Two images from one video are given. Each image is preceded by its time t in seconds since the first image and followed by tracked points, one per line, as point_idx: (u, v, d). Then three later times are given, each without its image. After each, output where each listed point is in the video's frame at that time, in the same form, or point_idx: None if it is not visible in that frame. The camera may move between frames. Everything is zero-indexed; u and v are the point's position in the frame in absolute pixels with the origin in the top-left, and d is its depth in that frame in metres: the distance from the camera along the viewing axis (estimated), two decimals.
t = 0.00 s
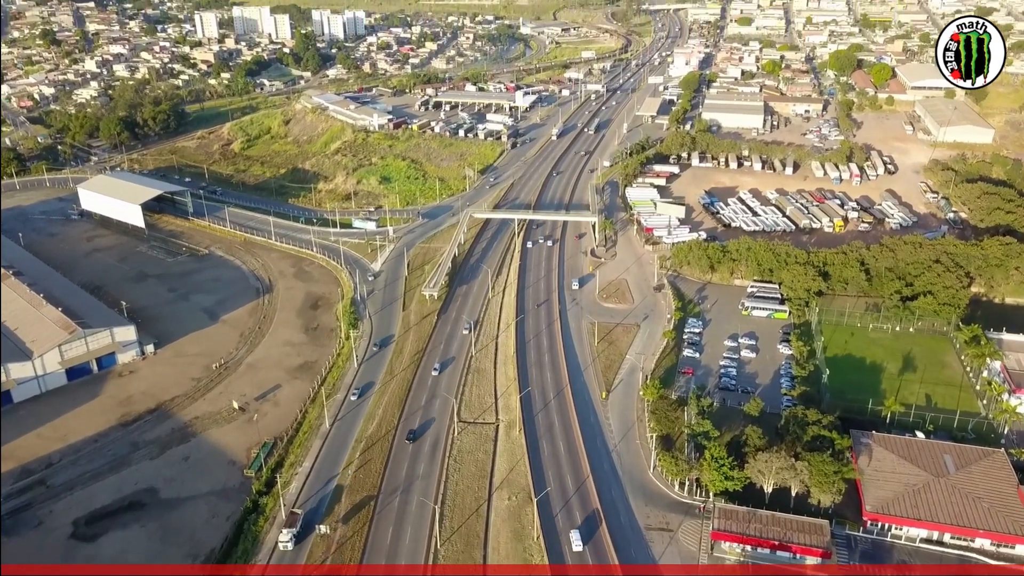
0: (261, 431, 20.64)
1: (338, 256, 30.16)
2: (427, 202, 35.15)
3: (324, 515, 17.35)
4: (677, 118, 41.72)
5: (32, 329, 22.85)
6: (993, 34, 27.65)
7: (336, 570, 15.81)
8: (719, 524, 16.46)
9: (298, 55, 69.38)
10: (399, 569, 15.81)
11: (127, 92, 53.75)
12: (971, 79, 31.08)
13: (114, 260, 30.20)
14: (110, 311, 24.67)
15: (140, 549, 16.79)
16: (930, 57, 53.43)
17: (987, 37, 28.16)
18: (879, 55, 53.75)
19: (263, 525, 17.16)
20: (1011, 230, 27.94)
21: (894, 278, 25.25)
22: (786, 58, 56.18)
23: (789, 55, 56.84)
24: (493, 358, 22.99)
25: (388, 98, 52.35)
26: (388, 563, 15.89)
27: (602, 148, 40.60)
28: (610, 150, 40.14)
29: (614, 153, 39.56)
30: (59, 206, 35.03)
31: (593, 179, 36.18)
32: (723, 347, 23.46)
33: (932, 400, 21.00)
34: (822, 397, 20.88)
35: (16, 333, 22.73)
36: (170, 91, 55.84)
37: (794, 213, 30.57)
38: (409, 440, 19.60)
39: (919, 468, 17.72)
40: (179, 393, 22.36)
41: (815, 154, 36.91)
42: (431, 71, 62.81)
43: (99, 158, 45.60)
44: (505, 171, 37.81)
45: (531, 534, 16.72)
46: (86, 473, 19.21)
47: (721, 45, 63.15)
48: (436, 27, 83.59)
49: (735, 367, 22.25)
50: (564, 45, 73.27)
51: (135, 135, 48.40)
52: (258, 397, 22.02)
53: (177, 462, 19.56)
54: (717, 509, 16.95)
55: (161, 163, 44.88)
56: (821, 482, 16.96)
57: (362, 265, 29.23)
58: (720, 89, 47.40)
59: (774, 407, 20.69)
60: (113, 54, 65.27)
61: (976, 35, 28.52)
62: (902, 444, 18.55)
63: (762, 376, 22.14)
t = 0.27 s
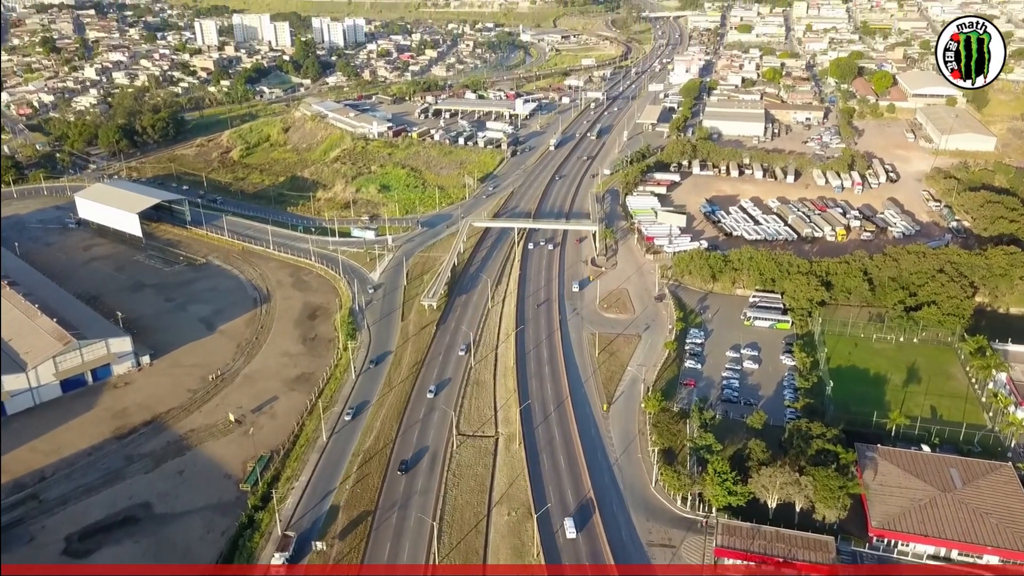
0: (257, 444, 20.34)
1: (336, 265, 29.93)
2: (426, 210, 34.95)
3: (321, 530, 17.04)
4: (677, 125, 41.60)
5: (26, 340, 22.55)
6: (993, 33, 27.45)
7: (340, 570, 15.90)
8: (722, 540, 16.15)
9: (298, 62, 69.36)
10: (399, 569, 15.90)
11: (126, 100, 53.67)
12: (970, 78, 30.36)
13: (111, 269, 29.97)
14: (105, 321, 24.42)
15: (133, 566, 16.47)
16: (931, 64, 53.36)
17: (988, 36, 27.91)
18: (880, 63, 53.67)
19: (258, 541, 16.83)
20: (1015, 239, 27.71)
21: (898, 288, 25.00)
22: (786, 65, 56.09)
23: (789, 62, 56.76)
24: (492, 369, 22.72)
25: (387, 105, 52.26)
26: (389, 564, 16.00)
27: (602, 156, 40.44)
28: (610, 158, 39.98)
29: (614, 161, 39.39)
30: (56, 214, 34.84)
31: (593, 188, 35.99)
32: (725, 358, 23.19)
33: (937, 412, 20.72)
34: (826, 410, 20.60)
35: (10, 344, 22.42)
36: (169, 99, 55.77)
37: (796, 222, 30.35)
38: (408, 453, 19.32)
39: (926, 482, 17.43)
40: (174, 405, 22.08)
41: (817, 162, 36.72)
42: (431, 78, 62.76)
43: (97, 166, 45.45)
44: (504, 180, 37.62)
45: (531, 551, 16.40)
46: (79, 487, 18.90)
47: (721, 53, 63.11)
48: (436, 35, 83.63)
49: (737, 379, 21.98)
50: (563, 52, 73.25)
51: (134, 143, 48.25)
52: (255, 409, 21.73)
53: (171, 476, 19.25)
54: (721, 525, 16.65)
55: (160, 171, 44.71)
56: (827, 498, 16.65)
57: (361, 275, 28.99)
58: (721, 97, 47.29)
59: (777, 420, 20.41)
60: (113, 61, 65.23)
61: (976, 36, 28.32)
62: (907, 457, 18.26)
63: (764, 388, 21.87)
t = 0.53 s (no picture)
0: (253, 457, 20.04)
1: (335, 275, 29.70)
2: (425, 218, 34.73)
3: (317, 547, 16.71)
4: (678, 133, 41.45)
5: (20, 351, 22.20)
6: (993, 34, 27.26)
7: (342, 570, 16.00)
8: (725, 557, 15.82)
9: (298, 69, 69.31)
10: (400, 570, 15.99)
11: (125, 108, 53.56)
12: (970, 77, 29.95)
13: (107, 279, 29.73)
14: (100, 332, 24.17)
15: None
16: (931, 71, 53.29)
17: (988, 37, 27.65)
18: (881, 70, 53.56)
19: (253, 558, 16.51)
20: (1019, 249, 27.48)
21: (901, 298, 24.74)
22: (787, 72, 56.00)
23: (789, 69, 56.68)
24: (492, 381, 22.44)
25: (387, 113, 52.15)
26: (390, 564, 16.12)
27: (603, 164, 40.28)
28: (610, 166, 39.79)
29: (614, 169, 39.22)
30: (53, 223, 34.63)
31: (593, 196, 35.79)
32: (728, 370, 22.91)
33: (943, 425, 20.43)
34: (830, 422, 20.32)
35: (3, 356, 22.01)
36: (168, 107, 55.70)
37: (798, 231, 30.12)
38: (405, 467, 19.04)
39: (932, 498, 17.13)
40: (170, 417, 21.79)
41: (818, 170, 36.53)
42: (431, 85, 62.70)
43: (95, 174, 45.30)
44: (504, 188, 37.43)
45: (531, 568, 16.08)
46: (72, 502, 18.60)
47: (721, 60, 63.04)
48: (436, 42, 83.64)
49: (740, 391, 21.69)
50: (563, 60, 73.22)
51: (133, 150, 48.11)
52: (251, 422, 21.45)
53: (166, 490, 18.95)
54: (724, 541, 16.32)
55: (158, 179, 44.55)
56: (832, 514, 16.33)
57: (359, 284, 28.74)
58: (721, 104, 47.16)
59: (780, 433, 20.11)
60: (112, 69, 65.17)
61: (977, 36, 28.13)
62: (913, 471, 17.97)
63: (767, 399, 21.58)
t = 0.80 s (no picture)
0: (249, 470, 19.75)
1: (333, 284, 29.46)
2: (425, 227, 34.51)
3: (313, 564, 16.39)
4: (678, 141, 41.29)
5: (14, 362, 21.91)
6: (993, 34, 27.12)
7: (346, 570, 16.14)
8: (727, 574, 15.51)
9: (298, 77, 69.25)
10: (401, 569, 16.13)
11: (124, 115, 53.46)
12: (970, 78, 29.98)
13: (104, 288, 29.53)
14: (96, 342, 23.92)
15: None
16: (932, 79, 53.20)
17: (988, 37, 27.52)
18: (881, 78, 53.47)
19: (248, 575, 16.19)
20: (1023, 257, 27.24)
21: (904, 307, 24.46)
22: (788, 80, 55.91)
23: (790, 77, 56.58)
24: (491, 392, 22.16)
25: (387, 121, 52.02)
26: (391, 563, 16.28)
27: (603, 172, 40.11)
28: (611, 174, 39.62)
29: (615, 177, 39.06)
30: (50, 232, 34.43)
31: (594, 204, 35.60)
32: (730, 381, 22.63)
33: (948, 437, 20.15)
34: (834, 435, 20.03)
35: None
36: (168, 115, 55.62)
37: (800, 240, 29.91)
38: (404, 481, 18.76)
39: (939, 512, 16.81)
40: (165, 429, 21.51)
41: (820, 178, 36.33)
42: (431, 93, 62.65)
43: (94, 182, 45.13)
44: (504, 196, 37.23)
45: None
46: (65, 517, 18.29)
47: (721, 68, 62.99)
48: (436, 49, 83.63)
49: (743, 403, 21.42)
50: (563, 67, 73.20)
51: (131, 158, 47.96)
52: (248, 434, 21.17)
53: (161, 504, 18.65)
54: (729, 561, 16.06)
55: (157, 187, 44.39)
56: (837, 530, 16.07)
57: (358, 294, 28.50)
58: (722, 112, 47.04)
59: (784, 446, 19.81)
60: (112, 76, 65.14)
61: (976, 36, 27.96)
62: (919, 486, 17.66)
63: (770, 411, 21.29)
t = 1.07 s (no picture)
0: (245, 484, 19.45)
1: (331, 293, 29.22)
2: (424, 236, 34.29)
3: None
4: (679, 149, 41.13)
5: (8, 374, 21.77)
6: (993, 33, 26.88)
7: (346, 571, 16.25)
8: None
9: (297, 84, 69.20)
10: (402, 569, 16.27)
11: (123, 122, 53.35)
12: (970, 78, 29.40)
13: (100, 298, 29.31)
14: (91, 353, 23.69)
15: None
16: (933, 86, 53.09)
17: (988, 36, 27.27)
18: (882, 85, 53.38)
19: None
20: None
21: (908, 317, 24.18)
22: (788, 87, 55.80)
23: (791, 84, 56.49)
24: (491, 404, 21.89)
25: (386, 128, 51.88)
26: (392, 563, 16.41)
27: (603, 180, 39.95)
28: (611, 182, 39.44)
29: (615, 185, 38.88)
30: (47, 240, 34.22)
31: (594, 213, 35.40)
32: (732, 393, 22.35)
33: (954, 450, 19.86)
34: (839, 448, 19.74)
35: None
36: (167, 122, 55.53)
37: (802, 248, 29.68)
38: (402, 495, 18.48)
39: (946, 528, 16.49)
40: (160, 442, 21.23)
41: (821, 186, 36.13)
42: (430, 100, 62.57)
43: (92, 189, 44.97)
44: (504, 204, 37.04)
45: None
46: (57, 532, 17.98)
47: (721, 75, 62.91)
48: (436, 56, 83.63)
49: (745, 415, 21.14)
50: (564, 74, 73.16)
51: (130, 166, 47.81)
52: (244, 447, 20.89)
53: (155, 519, 18.34)
54: None
55: (155, 194, 44.22)
56: (842, 547, 15.78)
57: (356, 303, 28.25)
58: (723, 119, 46.90)
59: (788, 459, 19.52)
60: (112, 84, 65.08)
61: (976, 36, 27.70)
62: (926, 501, 17.34)
63: (773, 424, 21.01)
